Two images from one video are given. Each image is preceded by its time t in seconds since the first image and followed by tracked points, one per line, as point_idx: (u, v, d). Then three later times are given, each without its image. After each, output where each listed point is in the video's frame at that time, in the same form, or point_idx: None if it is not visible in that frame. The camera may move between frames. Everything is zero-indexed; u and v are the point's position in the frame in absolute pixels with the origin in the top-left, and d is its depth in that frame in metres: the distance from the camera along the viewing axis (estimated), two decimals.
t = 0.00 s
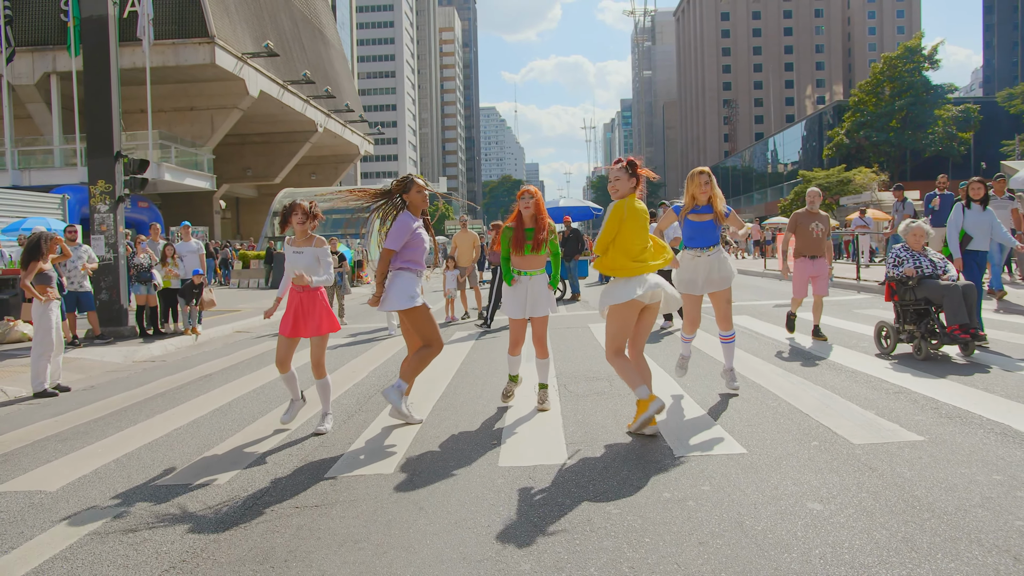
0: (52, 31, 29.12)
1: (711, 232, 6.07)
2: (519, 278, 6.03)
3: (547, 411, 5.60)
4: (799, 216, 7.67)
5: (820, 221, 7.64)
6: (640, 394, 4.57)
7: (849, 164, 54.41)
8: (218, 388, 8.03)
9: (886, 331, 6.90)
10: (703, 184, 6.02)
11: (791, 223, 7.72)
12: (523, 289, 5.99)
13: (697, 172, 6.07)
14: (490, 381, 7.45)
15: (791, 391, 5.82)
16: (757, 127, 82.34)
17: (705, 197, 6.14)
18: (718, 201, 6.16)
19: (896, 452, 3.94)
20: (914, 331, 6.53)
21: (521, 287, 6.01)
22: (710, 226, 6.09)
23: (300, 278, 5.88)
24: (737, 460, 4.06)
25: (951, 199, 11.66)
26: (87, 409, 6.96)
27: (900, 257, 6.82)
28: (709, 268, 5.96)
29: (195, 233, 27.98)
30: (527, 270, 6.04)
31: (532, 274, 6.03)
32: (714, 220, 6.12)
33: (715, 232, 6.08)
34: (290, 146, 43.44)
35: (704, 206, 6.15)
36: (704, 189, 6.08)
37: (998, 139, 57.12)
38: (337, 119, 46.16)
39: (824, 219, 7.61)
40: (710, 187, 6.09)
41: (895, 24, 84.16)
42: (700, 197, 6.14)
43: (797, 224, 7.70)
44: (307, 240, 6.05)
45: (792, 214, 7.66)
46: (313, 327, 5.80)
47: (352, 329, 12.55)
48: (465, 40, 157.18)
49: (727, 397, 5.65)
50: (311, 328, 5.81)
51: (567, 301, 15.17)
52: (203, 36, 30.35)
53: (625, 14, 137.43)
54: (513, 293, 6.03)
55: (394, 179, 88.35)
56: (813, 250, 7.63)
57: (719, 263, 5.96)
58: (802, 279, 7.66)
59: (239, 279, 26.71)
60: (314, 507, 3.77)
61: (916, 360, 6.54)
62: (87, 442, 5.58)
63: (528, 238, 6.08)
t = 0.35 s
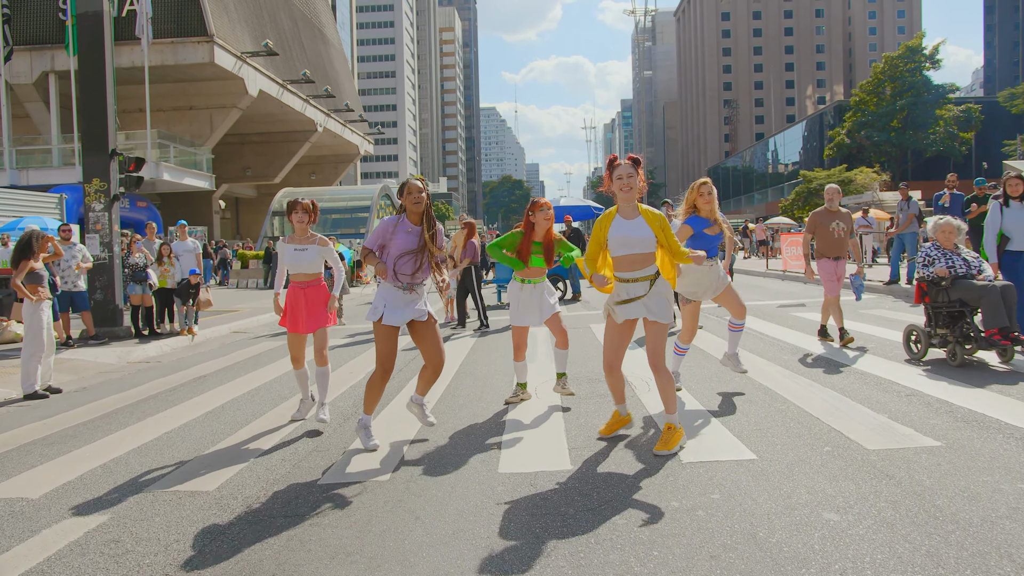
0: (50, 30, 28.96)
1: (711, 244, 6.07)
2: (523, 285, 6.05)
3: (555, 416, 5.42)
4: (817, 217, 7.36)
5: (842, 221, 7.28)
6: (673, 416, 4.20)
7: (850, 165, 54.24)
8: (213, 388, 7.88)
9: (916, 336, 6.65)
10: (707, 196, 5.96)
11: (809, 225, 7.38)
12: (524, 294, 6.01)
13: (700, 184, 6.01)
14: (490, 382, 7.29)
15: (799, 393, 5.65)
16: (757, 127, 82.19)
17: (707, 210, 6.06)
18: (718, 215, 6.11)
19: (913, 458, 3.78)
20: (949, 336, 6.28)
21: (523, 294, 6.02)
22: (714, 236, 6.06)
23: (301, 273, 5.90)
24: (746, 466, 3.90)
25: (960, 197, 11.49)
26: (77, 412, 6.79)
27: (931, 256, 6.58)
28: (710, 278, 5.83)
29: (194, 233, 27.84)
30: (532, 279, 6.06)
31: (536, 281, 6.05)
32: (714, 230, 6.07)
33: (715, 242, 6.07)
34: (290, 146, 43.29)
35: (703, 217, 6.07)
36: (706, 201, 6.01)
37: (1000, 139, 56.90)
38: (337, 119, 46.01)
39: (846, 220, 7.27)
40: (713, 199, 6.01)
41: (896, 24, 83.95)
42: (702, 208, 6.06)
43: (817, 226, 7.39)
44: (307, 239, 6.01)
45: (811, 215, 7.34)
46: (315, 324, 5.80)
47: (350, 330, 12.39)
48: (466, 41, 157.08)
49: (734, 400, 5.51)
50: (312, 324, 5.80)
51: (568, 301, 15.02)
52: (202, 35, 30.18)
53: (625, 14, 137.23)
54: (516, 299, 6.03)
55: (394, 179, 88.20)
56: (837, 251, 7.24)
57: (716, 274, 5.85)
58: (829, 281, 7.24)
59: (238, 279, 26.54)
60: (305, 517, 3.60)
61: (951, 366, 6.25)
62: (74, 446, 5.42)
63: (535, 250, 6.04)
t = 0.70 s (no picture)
0: (45, 27, 28.57)
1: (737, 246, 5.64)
2: (545, 288, 5.74)
3: (560, 433, 5.05)
4: (848, 211, 6.79)
5: (875, 217, 6.70)
6: (707, 444, 3.73)
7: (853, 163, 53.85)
8: (198, 397, 7.50)
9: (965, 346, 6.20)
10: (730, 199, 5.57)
11: (838, 220, 6.80)
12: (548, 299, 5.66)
13: (719, 185, 5.67)
14: (490, 390, 6.92)
15: (820, 407, 5.28)
16: (759, 125, 81.76)
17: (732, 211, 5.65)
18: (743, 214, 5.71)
19: (957, 487, 3.40)
20: (1003, 348, 5.82)
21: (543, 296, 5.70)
22: (741, 239, 5.65)
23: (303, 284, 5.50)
24: (770, 495, 3.52)
25: (978, 195, 11.13)
26: (52, 424, 6.41)
27: (982, 259, 6.17)
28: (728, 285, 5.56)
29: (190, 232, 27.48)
30: (554, 283, 5.71)
31: (560, 286, 5.69)
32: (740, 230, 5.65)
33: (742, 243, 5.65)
34: (289, 144, 42.93)
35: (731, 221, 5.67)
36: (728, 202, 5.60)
37: (1004, 137, 56.41)
38: (336, 118, 45.62)
39: (879, 215, 6.69)
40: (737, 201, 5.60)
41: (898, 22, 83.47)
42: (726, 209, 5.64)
43: (848, 221, 6.79)
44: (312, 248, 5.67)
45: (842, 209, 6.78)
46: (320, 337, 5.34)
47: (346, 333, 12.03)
48: (466, 39, 156.72)
49: (748, 414, 5.15)
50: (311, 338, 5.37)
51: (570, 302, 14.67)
52: (199, 32, 29.78)
53: (626, 13, 136.79)
54: (538, 301, 5.71)
55: (394, 178, 87.89)
56: (869, 250, 6.65)
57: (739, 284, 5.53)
58: (854, 286, 6.73)
59: (235, 280, 26.17)
60: (280, 556, 3.22)
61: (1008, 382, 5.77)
62: (41, 465, 5.04)
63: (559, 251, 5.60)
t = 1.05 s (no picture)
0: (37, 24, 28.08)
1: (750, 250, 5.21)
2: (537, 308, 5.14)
3: (562, 454, 4.61)
4: (888, 210, 6.35)
5: (918, 219, 6.22)
6: (727, 464, 3.34)
7: (855, 161, 53.38)
8: (178, 407, 7.07)
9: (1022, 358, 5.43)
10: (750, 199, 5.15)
11: (877, 222, 6.37)
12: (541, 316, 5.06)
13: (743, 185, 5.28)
14: (486, 399, 6.51)
15: (842, 422, 4.86)
16: (760, 124, 81.29)
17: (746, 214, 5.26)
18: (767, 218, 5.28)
19: (1015, 526, 2.98)
20: None
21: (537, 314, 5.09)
22: (756, 244, 5.22)
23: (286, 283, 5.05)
24: (801, 534, 3.10)
25: (997, 193, 10.73)
26: (16, 438, 5.97)
27: None
28: (731, 291, 5.15)
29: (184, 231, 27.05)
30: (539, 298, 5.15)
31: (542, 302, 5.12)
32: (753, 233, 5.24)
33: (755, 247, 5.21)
34: (286, 142, 42.48)
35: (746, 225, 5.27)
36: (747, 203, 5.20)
37: (1007, 135, 55.90)
38: (334, 116, 45.18)
39: (924, 217, 6.20)
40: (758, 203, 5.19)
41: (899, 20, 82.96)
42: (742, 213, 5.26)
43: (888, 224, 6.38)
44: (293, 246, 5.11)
45: (881, 210, 6.35)
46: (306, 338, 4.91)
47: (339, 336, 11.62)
48: (466, 37, 156.35)
49: (763, 431, 4.74)
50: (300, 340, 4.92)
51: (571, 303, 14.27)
52: (194, 28, 29.29)
53: (626, 11, 136.12)
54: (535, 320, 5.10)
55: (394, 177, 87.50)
56: (910, 255, 6.18)
57: (748, 291, 5.09)
58: (890, 293, 6.26)
59: (231, 279, 25.73)
60: None
61: None
62: None
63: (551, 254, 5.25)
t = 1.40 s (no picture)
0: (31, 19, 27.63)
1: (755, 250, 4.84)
2: (526, 299, 4.84)
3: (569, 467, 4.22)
4: (937, 200, 5.72)
5: (973, 210, 5.57)
6: (758, 488, 2.94)
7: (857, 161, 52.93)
8: (158, 414, 6.66)
9: None
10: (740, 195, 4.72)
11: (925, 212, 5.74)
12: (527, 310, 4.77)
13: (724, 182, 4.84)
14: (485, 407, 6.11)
15: (874, 436, 4.46)
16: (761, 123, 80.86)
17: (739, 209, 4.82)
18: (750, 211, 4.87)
19: None
20: None
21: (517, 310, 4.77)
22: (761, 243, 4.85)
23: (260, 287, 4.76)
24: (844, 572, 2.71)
25: None
26: None
27: None
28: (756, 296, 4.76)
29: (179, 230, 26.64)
30: (539, 293, 4.86)
31: (545, 296, 4.85)
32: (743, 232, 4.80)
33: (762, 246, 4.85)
34: (285, 141, 42.07)
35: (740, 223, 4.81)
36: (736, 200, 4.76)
37: (1010, 134, 55.48)
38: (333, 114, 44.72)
39: (979, 208, 5.56)
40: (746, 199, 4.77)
41: (900, 19, 82.52)
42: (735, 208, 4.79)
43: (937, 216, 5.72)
44: (272, 245, 4.89)
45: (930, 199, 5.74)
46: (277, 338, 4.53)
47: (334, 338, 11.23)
48: (466, 36, 155.93)
49: (779, 444, 4.38)
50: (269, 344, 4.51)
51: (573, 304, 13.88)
52: (191, 24, 28.86)
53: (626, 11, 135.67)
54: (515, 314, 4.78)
55: (394, 176, 87.07)
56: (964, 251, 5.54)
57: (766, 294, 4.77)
58: (951, 294, 5.54)
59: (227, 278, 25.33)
60: None
61: None
62: None
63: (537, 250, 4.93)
